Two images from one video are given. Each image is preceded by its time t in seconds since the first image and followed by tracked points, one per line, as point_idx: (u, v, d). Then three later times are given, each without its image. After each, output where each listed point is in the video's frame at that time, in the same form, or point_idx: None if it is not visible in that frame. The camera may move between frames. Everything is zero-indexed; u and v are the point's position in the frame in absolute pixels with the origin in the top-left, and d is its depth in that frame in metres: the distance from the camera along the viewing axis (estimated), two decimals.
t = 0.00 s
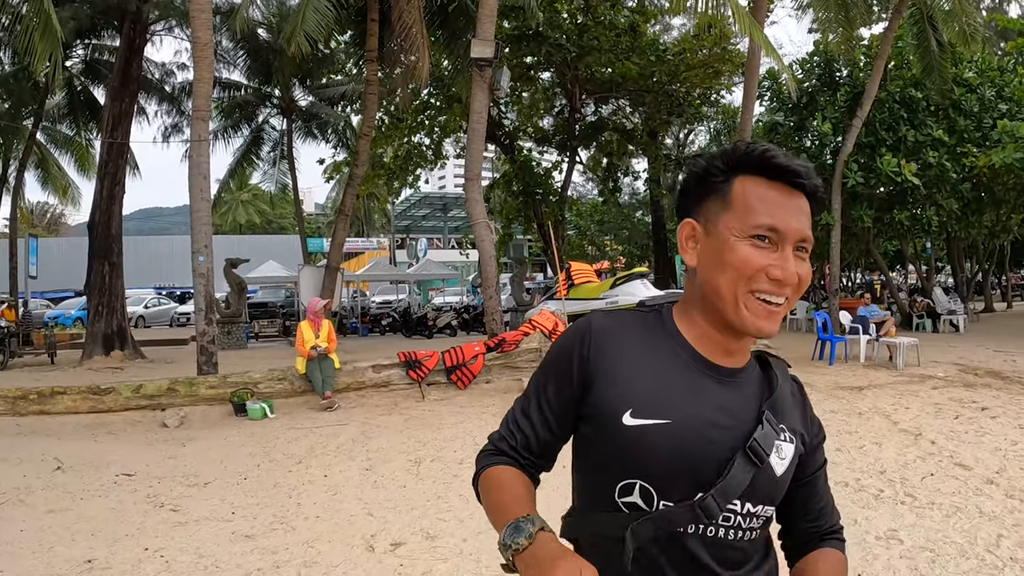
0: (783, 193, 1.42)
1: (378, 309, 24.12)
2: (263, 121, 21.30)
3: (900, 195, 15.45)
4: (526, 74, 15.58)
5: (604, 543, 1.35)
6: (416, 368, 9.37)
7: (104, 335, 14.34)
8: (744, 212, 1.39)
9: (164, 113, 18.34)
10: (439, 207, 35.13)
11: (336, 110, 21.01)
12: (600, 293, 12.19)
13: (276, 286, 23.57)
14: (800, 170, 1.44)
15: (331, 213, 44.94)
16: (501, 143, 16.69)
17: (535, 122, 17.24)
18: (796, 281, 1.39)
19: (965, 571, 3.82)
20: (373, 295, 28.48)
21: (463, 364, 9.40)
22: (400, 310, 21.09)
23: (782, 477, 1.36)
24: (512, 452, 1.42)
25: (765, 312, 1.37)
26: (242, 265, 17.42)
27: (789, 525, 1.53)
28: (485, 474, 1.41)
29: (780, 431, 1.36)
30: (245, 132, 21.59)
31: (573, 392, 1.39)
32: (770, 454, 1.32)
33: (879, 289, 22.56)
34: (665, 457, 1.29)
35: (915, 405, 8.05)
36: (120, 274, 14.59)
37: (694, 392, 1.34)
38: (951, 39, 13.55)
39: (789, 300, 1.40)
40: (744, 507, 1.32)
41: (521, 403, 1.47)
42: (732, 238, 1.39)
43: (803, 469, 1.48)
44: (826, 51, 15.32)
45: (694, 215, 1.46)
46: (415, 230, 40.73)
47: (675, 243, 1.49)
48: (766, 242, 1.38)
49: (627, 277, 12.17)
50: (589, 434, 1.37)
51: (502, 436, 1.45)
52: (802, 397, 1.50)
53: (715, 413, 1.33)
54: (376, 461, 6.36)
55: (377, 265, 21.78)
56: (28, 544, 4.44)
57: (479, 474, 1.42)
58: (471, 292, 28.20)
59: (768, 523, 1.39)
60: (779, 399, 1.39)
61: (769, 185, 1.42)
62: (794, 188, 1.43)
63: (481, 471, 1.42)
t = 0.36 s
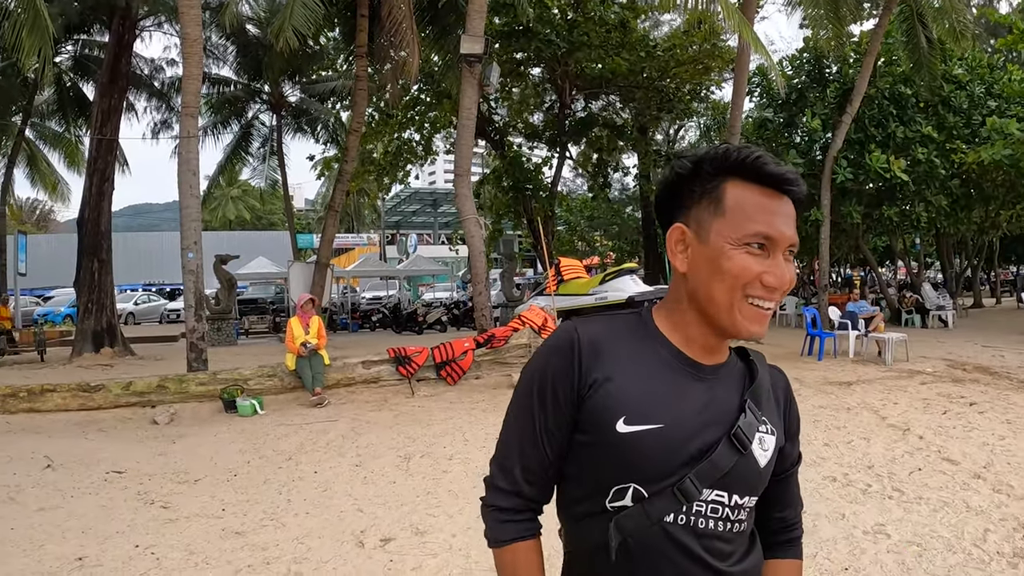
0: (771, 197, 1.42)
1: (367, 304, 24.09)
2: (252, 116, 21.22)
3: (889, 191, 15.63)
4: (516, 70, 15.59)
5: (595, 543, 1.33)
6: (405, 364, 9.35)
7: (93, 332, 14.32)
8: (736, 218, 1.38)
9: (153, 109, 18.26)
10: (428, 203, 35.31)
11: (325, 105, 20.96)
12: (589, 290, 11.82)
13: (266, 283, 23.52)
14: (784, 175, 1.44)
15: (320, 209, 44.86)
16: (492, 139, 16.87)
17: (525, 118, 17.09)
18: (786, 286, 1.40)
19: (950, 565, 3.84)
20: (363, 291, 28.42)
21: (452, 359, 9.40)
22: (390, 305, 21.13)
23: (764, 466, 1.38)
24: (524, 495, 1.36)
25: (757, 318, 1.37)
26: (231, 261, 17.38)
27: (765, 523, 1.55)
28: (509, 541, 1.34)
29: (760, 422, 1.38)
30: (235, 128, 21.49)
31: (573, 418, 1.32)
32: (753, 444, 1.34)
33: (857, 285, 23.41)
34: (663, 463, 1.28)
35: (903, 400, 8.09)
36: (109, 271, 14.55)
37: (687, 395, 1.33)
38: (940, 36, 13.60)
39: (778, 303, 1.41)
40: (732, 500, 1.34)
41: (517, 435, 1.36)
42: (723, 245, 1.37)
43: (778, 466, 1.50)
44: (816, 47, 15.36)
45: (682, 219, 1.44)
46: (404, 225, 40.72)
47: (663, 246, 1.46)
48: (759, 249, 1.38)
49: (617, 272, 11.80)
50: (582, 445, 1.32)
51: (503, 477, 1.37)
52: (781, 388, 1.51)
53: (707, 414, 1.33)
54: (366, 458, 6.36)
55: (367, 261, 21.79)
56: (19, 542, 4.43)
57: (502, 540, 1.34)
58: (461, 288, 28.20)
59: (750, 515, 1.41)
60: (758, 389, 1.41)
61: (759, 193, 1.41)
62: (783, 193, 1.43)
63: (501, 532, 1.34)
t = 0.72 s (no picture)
0: (605, 184, 1.27)
1: (337, 297, 24.02)
2: (219, 110, 20.92)
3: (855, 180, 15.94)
4: (484, 61, 15.59)
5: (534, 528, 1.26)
6: (372, 357, 9.36)
7: (61, 330, 14.19)
8: (571, 218, 1.29)
9: (119, 103, 18.00)
10: (396, 194, 35.40)
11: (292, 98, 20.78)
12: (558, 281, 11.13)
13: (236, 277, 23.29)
14: (622, 152, 1.28)
15: (288, 202, 44.55)
16: (460, 131, 16.59)
17: (493, 109, 17.04)
18: (633, 269, 1.27)
19: (911, 548, 3.90)
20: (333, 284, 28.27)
21: (420, 351, 9.45)
22: (359, 298, 21.14)
23: (699, 441, 1.29)
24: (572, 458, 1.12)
25: (614, 307, 1.28)
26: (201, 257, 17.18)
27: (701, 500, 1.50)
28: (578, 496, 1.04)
29: (691, 398, 1.29)
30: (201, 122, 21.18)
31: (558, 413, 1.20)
32: (681, 418, 1.26)
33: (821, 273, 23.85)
34: (599, 444, 1.21)
35: (867, 386, 8.24)
36: (76, 268, 14.30)
37: (616, 376, 1.26)
38: (906, 28, 13.77)
39: (640, 285, 1.29)
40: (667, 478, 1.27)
41: (523, 418, 1.15)
42: (567, 244, 1.31)
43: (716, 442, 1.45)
44: (782, 38, 15.50)
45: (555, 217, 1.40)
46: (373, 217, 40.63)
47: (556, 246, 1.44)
48: (592, 242, 1.28)
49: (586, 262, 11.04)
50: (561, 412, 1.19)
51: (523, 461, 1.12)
52: (718, 361, 1.45)
53: (639, 393, 1.26)
54: (334, 450, 6.36)
55: (335, 254, 21.73)
56: None
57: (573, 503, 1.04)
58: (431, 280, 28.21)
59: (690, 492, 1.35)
60: (688, 363, 1.34)
61: (596, 185, 1.27)
62: (616, 178, 1.27)
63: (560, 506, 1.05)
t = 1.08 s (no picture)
0: (570, 173, 1.28)
1: (303, 293, 23.83)
2: (181, 105, 20.55)
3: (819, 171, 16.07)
4: (448, 54, 15.57)
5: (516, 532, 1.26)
6: (338, 352, 9.31)
7: (23, 331, 13.95)
8: (535, 209, 1.29)
9: (79, 99, 17.67)
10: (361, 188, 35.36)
11: (255, 92, 20.51)
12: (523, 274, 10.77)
13: (200, 274, 22.91)
14: (585, 139, 1.31)
15: (252, 197, 43.98)
16: (423, 124, 17.00)
17: (458, 102, 17.21)
18: (602, 256, 1.27)
19: (881, 534, 3.97)
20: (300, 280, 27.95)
21: (386, 346, 9.46)
22: (324, 294, 21.02)
23: (670, 427, 1.37)
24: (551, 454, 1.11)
25: (584, 295, 1.30)
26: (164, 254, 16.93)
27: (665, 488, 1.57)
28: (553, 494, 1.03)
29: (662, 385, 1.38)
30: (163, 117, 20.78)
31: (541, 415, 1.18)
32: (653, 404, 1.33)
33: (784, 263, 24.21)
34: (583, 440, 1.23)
35: (834, 375, 8.37)
36: (37, 267, 14.08)
37: (595, 370, 1.28)
38: (869, 20, 13.91)
39: (612, 271, 1.30)
40: (647, 465, 1.33)
41: (496, 434, 1.12)
42: (529, 236, 1.31)
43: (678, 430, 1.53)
44: (747, 30, 15.64)
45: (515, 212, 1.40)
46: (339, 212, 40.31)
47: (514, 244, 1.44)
48: (559, 231, 1.28)
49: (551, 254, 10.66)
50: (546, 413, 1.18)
51: (510, 484, 1.09)
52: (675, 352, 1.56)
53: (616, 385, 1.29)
54: (300, 448, 6.33)
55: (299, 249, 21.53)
56: None
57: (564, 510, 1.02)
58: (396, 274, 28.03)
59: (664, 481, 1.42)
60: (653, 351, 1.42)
61: (559, 173, 1.28)
62: (581, 166, 1.28)
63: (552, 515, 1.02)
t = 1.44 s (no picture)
0: (590, 154, 1.29)
1: (288, 289, 23.72)
2: (165, 99, 20.39)
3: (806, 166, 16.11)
4: (434, 49, 15.57)
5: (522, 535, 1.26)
6: (324, 349, 9.27)
7: (6, 329, 13.82)
8: (553, 190, 1.30)
9: (61, 93, 17.52)
10: (347, 184, 35.32)
11: (240, 87, 20.38)
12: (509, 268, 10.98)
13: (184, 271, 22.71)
14: (605, 120, 1.32)
15: (237, 193, 43.69)
16: (409, 119, 16.77)
17: (443, 97, 17.26)
18: (622, 242, 1.29)
19: (877, 530, 4.00)
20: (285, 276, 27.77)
21: (373, 342, 9.43)
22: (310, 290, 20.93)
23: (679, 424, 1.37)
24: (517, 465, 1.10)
25: (603, 282, 1.31)
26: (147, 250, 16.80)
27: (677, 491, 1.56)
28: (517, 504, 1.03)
29: (670, 380, 1.38)
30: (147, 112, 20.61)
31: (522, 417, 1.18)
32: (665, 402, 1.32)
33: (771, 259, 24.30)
34: (585, 438, 1.23)
35: (823, 370, 8.41)
36: (19, 264, 13.95)
37: (597, 365, 1.28)
38: (855, 16, 13.96)
39: (630, 258, 1.32)
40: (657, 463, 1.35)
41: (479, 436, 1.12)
42: (546, 219, 1.31)
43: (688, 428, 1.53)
44: (734, 25, 15.68)
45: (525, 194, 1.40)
46: (325, 208, 40.11)
47: (519, 228, 1.44)
48: (579, 215, 1.29)
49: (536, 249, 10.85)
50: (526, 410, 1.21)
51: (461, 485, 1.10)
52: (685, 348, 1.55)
53: (620, 382, 1.29)
54: (286, 446, 6.31)
55: (285, 245, 21.43)
56: None
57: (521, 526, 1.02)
58: (382, 270, 27.91)
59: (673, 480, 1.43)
60: (661, 345, 1.42)
61: (579, 153, 1.29)
62: (604, 146, 1.29)
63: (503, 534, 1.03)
